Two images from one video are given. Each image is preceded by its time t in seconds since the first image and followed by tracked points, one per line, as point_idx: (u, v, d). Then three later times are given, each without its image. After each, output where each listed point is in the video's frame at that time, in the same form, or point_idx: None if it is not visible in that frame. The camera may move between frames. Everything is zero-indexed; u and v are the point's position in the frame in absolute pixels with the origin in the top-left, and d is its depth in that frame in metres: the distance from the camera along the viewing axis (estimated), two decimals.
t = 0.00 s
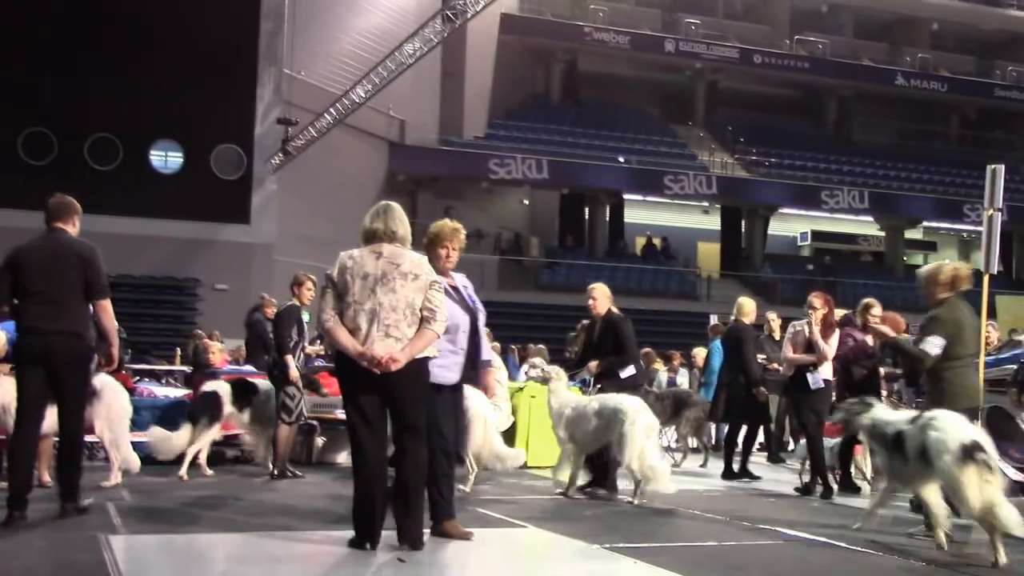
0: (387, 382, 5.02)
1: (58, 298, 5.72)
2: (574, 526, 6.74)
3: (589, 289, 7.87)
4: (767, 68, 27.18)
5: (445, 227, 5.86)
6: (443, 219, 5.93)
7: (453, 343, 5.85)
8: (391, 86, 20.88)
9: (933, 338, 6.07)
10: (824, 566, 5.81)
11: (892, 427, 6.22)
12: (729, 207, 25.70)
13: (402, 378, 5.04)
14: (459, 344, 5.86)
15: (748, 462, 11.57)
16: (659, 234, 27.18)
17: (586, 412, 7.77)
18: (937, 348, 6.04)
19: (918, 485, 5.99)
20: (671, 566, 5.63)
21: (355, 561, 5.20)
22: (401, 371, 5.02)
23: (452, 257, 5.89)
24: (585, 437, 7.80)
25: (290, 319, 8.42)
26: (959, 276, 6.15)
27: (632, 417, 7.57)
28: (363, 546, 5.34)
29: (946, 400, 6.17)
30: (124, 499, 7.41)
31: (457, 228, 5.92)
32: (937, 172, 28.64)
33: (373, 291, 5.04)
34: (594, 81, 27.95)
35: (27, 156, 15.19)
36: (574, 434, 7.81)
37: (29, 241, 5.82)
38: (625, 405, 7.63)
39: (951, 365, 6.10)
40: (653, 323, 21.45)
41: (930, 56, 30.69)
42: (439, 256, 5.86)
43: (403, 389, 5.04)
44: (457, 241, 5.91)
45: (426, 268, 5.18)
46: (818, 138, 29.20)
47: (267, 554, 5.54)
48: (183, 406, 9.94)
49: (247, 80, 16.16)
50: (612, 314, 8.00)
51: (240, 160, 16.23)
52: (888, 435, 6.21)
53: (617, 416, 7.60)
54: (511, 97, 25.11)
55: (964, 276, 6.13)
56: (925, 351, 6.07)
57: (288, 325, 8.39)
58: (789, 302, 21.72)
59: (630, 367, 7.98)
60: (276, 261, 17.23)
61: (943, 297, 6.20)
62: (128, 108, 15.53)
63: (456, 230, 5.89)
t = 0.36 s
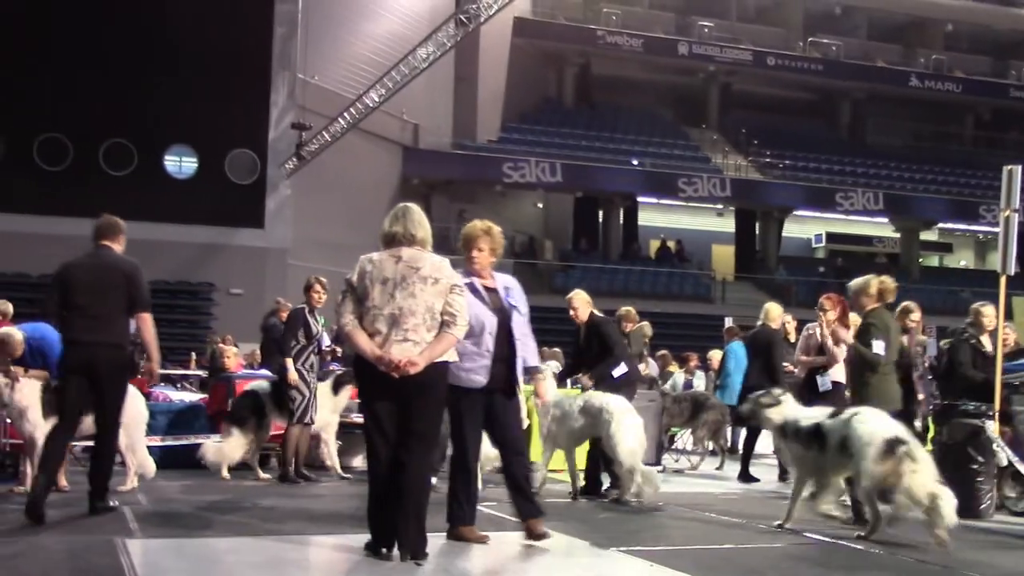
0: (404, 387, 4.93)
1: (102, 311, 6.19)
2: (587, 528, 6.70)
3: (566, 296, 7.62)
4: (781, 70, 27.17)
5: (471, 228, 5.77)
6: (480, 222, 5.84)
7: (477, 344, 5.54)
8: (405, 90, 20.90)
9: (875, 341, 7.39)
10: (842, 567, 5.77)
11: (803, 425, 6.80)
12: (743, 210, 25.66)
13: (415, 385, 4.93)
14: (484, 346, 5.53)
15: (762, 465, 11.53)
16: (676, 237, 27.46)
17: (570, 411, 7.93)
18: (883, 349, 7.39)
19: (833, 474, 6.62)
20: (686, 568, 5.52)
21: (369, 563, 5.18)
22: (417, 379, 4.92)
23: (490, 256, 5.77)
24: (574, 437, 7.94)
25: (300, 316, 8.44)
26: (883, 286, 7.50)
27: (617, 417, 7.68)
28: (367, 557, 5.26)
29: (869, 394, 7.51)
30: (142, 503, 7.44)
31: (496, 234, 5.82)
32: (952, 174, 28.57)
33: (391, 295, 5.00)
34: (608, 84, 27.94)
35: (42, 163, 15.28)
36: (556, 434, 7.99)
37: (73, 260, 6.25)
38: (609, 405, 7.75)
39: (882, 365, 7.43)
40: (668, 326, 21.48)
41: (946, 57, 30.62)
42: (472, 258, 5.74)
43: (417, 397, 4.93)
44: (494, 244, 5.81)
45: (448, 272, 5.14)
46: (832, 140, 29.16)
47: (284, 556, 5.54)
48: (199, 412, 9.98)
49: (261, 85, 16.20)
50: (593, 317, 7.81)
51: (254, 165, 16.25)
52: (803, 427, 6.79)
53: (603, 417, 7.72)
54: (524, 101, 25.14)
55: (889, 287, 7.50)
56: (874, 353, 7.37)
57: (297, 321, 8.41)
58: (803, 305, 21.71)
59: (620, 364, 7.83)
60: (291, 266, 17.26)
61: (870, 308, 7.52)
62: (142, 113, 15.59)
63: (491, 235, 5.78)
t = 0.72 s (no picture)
0: (438, 372, 4.89)
1: (152, 302, 6.48)
2: (613, 513, 6.66)
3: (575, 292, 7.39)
4: (805, 53, 27.01)
5: (538, 214, 5.44)
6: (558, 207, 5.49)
7: (520, 329, 5.26)
8: (427, 78, 20.89)
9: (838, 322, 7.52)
10: (872, 548, 5.72)
11: (737, 406, 7.02)
12: (768, 194, 25.54)
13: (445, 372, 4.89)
14: (528, 329, 5.23)
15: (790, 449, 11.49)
16: (701, 223, 27.36)
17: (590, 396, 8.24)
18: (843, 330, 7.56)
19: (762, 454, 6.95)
20: (717, 553, 5.45)
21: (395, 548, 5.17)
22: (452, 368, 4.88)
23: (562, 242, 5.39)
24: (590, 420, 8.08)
25: (313, 308, 8.27)
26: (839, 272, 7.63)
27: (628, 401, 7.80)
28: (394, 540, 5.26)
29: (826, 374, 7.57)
30: (172, 491, 7.48)
31: (568, 216, 5.44)
32: (979, 155, 28.34)
33: (425, 280, 4.96)
34: (632, 69, 27.85)
35: (69, 156, 15.38)
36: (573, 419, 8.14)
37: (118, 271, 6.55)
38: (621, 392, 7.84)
39: (842, 347, 7.56)
40: (693, 311, 21.44)
41: (973, 37, 30.35)
42: (539, 242, 5.36)
43: (449, 384, 4.89)
44: (566, 227, 5.42)
45: (483, 259, 5.08)
46: (857, 123, 28.97)
47: (312, 541, 5.53)
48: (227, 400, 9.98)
49: (283, 76, 16.25)
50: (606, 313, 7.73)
51: (278, 156, 16.27)
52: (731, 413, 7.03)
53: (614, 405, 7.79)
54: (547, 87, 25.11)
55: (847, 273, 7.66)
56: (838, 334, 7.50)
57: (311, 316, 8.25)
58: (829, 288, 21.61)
59: (637, 353, 8.14)
60: (316, 256, 17.33)
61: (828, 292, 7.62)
62: (167, 106, 15.66)
63: (557, 217, 5.39)
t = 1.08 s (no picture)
0: (456, 355, 4.88)
1: (188, 291, 6.92)
2: (625, 491, 6.65)
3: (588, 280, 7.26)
4: (816, 28, 26.85)
5: (555, 184, 5.30)
6: (577, 178, 5.29)
7: (536, 304, 5.31)
8: (436, 58, 20.83)
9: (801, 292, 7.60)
10: (887, 523, 5.69)
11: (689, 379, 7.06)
12: (780, 170, 25.47)
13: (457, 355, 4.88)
14: (541, 307, 5.28)
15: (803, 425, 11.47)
16: (713, 200, 27.30)
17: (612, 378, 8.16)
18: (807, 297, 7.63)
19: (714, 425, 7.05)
20: (733, 529, 5.42)
21: (406, 526, 5.16)
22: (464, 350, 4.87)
23: (580, 217, 5.27)
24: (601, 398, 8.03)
25: (316, 289, 8.27)
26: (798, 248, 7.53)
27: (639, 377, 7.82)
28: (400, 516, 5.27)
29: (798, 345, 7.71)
30: (187, 472, 7.51)
31: (586, 188, 5.25)
32: (992, 128, 28.18)
33: (443, 261, 4.94)
34: (642, 45, 27.74)
35: (80, 141, 15.41)
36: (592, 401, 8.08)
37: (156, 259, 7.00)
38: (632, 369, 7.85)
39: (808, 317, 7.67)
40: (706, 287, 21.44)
41: (986, 8, 30.12)
42: (557, 216, 5.28)
43: (461, 366, 4.88)
44: (585, 200, 5.26)
45: (499, 238, 5.07)
46: (869, 97, 28.82)
47: (326, 521, 5.54)
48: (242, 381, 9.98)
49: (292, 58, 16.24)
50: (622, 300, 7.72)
51: (289, 138, 16.34)
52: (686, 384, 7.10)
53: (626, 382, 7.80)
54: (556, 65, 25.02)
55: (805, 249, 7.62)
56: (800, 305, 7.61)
57: (312, 301, 8.26)
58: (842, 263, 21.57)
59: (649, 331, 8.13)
60: (328, 237, 17.34)
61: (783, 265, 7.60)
62: (177, 90, 15.69)
63: (571, 192, 5.24)
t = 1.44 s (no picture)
0: (451, 335, 4.72)
1: (225, 274, 7.30)
2: (631, 472, 6.64)
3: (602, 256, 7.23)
4: (822, 6, 26.73)
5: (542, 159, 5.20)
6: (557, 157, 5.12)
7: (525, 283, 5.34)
8: (440, 38, 20.76)
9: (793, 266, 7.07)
10: (896, 503, 5.69)
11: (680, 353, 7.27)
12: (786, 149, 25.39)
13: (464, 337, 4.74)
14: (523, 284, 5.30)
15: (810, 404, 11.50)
16: (719, 179, 27.28)
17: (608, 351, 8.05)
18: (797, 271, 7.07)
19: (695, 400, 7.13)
20: (738, 509, 5.43)
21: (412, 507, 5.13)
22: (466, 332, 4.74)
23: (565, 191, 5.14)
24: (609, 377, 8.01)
25: (313, 272, 8.26)
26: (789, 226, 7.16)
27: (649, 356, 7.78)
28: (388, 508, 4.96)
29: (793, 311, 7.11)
30: (195, 455, 7.53)
31: (562, 163, 5.08)
32: (1000, 106, 28.07)
33: (436, 245, 4.75)
34: (646, 25, 27.65)
35: (86, 123, 15.41)
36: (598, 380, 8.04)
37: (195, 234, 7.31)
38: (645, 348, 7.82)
39: (797, 293, 7.07)
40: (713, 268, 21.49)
41: None
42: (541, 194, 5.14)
43: (465, 348, 4.75)
44: (566, 174, 5.10)
45: (492, 218, 4.89)
46: (875, 75, 28.69)
47: (333, 503, 5.54)
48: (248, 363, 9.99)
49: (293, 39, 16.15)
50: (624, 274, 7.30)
51: (293, 119, 16.38)
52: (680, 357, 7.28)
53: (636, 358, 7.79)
54: (561, 46, 25.03)
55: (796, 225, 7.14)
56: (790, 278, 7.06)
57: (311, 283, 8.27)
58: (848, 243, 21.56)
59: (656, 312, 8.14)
60: (333, 218, 17.33)
61: (776, 241, 7.19)
62: (183, 72, 15.68)
63: (544, 165, 5.09)
